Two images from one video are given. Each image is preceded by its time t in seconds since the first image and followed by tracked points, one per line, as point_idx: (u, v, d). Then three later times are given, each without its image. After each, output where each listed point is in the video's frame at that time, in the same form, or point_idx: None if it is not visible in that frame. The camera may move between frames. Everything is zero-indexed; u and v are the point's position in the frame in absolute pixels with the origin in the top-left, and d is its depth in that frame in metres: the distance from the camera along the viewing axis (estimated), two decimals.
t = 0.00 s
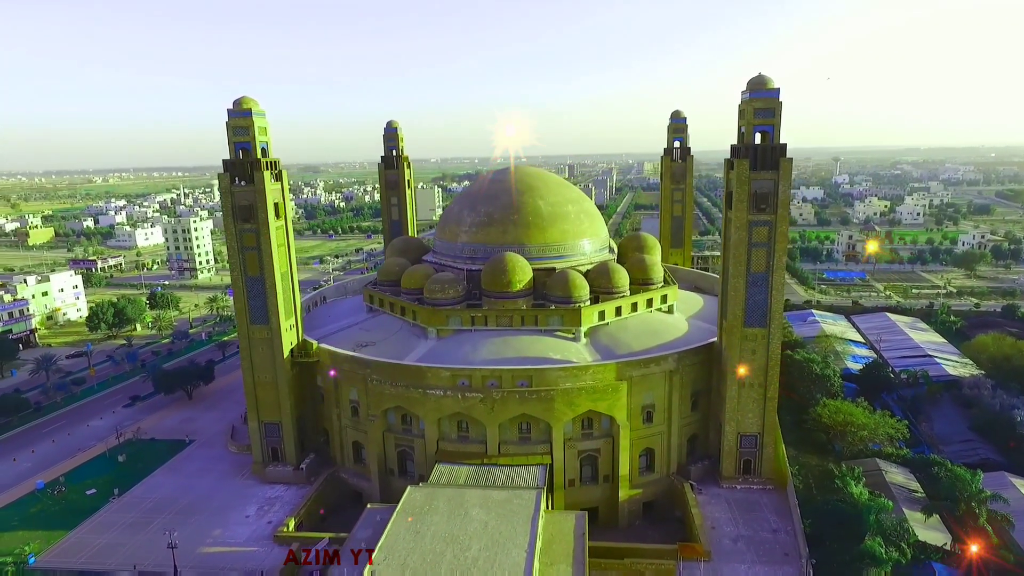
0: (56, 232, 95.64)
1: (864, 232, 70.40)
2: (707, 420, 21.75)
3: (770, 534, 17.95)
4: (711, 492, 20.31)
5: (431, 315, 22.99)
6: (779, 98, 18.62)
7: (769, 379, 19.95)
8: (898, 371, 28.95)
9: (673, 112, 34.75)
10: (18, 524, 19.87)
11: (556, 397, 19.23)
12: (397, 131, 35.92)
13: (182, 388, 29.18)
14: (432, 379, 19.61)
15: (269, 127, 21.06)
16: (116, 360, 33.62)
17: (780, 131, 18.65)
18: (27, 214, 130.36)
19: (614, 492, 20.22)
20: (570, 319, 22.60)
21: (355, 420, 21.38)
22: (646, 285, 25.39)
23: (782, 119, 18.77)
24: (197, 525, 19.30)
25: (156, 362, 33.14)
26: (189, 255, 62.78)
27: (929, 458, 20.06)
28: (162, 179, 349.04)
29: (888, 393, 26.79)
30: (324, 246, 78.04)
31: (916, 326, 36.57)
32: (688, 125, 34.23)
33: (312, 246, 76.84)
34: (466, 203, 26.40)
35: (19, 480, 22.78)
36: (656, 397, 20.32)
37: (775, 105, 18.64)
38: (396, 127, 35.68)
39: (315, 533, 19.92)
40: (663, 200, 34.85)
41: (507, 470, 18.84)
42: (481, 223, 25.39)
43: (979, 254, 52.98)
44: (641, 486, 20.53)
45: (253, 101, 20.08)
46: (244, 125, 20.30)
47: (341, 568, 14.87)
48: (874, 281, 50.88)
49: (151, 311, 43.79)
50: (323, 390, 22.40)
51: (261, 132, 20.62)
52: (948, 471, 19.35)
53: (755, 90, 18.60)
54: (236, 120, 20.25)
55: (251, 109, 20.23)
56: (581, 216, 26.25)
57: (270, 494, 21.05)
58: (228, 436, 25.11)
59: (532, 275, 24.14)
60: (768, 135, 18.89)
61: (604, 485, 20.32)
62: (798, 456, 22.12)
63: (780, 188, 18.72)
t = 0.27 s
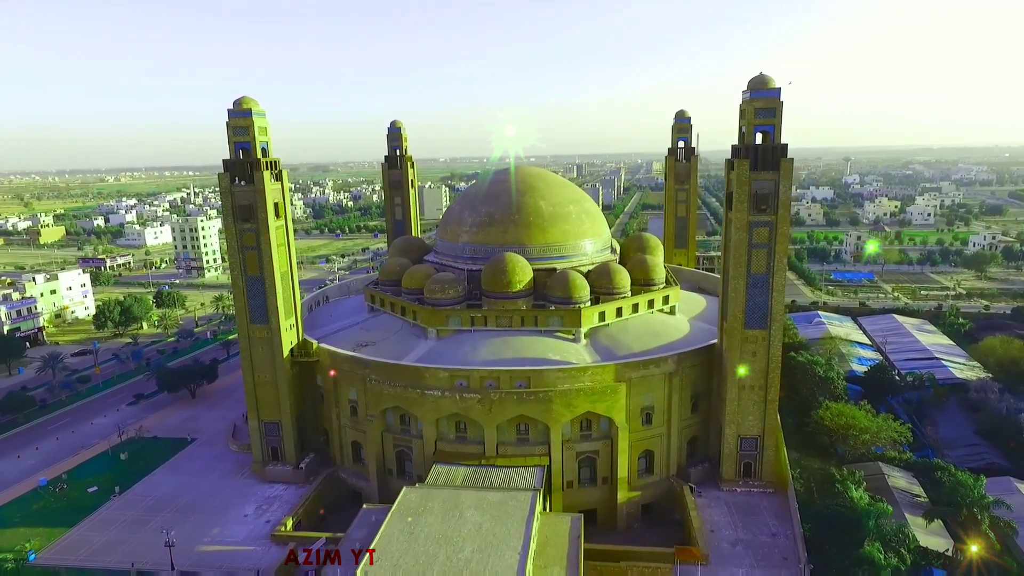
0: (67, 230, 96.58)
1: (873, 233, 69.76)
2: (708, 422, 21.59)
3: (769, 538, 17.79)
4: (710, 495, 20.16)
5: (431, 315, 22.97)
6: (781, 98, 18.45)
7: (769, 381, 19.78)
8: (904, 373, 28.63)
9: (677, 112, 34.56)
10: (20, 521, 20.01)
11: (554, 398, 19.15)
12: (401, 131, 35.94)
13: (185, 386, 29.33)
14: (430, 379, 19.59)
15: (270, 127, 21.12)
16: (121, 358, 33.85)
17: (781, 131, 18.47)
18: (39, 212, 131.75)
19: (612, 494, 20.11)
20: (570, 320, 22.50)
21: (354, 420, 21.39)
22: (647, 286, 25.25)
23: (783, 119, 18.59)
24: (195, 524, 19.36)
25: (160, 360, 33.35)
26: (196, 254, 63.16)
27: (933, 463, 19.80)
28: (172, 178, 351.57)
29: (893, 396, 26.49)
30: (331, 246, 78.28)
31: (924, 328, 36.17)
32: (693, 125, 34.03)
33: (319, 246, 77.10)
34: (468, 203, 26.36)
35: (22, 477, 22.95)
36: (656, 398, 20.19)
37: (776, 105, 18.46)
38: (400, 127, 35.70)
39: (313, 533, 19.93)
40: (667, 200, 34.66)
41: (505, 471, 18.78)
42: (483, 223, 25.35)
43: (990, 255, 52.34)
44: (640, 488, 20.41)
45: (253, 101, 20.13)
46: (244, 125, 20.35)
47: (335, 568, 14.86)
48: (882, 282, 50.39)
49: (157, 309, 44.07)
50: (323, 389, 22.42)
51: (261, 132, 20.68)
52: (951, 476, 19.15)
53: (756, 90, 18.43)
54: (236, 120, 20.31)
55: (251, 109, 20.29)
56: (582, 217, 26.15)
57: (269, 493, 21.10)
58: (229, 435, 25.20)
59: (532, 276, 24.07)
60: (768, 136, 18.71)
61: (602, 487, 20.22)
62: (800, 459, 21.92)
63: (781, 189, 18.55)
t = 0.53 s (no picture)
0: (78, 228, 97.49)
1: (882, 233, 69.11)
2: (708, 425, 21.43)
3: (768, 542, 17.63)
4: (709, 498, 20.01)
5: (431, 315, 22.96)
6: (781, 98, 18.28)
7: (770, 383, 19.61)
8: (909, 376, 28.32)
9: (682, 112, 34.37)
10: (21, 518, 20.16)
11: (551, 400, 19.08)
12: (404, 131, 35.96)
13: (188, 385, 29.48)
14: (427, 380, 19.59)
15: (270, 127, 21.18)
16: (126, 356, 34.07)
17: (781, 131, 18.29)
18: (51, 211, 133.13)
19: (611, 497, 20.00)
20: (570, 321, 22.41)
21: (353, 420, 21.41)
22: (649, 287, 25.11)
23: (783, 119, 18.41)
24: (194, 522, 19.44)
25: (164, 359, 33.55)
26: (203, 253, 63.57)
27: (935, 467, 19.58)
28: (183, 178, 354.20)
29: (898, 399, 26.22)
30: (338, 245, 78.51)
31: (931, 330, 35.78)
32: (697, 125, 33.82)
33: (325, 245, 77.39)
34: (469, 203, 26.32)
35: (25, 474, 23.12)
36: (655, 400, 20.07)
37: (777, 105, 18.29)
38: (403, 127, 35.73)
39: (311, 532, 19.94)
40: (671, 200, 34.47)
41: (502, 473, 18.72)
42: (484, 223, 25.31)
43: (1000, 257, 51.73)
44: (639, 491, 20.28)
45: (253, 101, 20.19)
46: (244, 125, 20.41)
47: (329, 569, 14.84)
48: (890, 284, 49.92)
49: (163, 308, 44.36)
50: (322, 389, 22.46)
51: (261, 132, 20.73)
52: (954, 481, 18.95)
53: (756, 90, 18.27)
54: (236, 120, 20.37)
55: (251, 109, 20.35)
56: (584, 217, 26.05)
57: (268, 493, 21.14)
58: (230, 434, 25.30)
59: (533, 276, 24.00)
60: (769, 136, 18.53)
61: (601, 489, 20.12)
62: (802, 463, 21.71)
63: (781, 189, 18.37)
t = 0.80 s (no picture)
0: (90, 227, 98.40)
1: (892, 234, 68.39)
2: (707, 427, 21.26)
3: (765, 547, 17.46)
4: (708, 501, 19.84)
5: (430, 316, 22.95)
6: (781, 97, 18.09)
7: (769, 386, 19.41)
8: (915, 379, 27.99)
9: (686, 111, 34.14)
10: (22, 515, 20.32)
11: (548, 401, 19.00)
12: (408, 131, 35.98)
13: (191, 384, 29.64)
14: (424, 380, 19.58)
15: (269, 128, 21.23)
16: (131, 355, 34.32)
17: (781, 131, 18.09)
18: (64, 211, 134.76)
19: (608, 499, 19.89)
20: (569, 322, 22.30)
21: (351, 420, 21.42)
22: (650, 288, 24.95)
23: (784, 119, 18.20)
24: (192, 521, 19.51)
25: (169, 357, 33.76)
26: (211, 252, 63.97)
27: (938, 473, 19.35)
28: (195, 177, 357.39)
29: (903, 402, 25.90)
30: (345, 245, 78.80)
31: (939, 333, 35.34)
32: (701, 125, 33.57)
33: (333, 244, 77.71)
34: (470, 203, 26.28)
35: (28, 471, 23.31)
36: (653, 402, 19.93)
37: (777, 105, 18.09)
38: (407, 127, 35.75)
39: (308, 532, 19.97)
40: (675, 201, 34.26)
41: (498, 474, 18.66)
42: (484, 223, 25.25)
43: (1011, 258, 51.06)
44: (636, 493, 20.15)
45: (253, 101, 20.24)
46: (243, 125, 20.47)
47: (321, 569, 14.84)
48: (899, 285, 49.39)
49: (170, 306, 44.66)
50: (321, 389, 22.50)
51: (260, 132, 20.79)
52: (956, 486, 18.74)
53: (756, 90, 18.08)
54: (236, 120, 20.42)
55: (251, 109, 20.40)
56: (585, 217, 25.92)
57: (266, 492, 21.20)
58: (231, 433, 25.40)
59: (532, 277, 23.92)
60: (769, 136, 18.33)
61: (598, 491, 20.01)
62: (803, 466, 21.49)
63: (781, 190, 18.16)
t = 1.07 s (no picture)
0: (99, 226, 99.20)
1: (901, 235, 67.78)
2: (705, 430, 21.08)
3: (761, 551, 17.26)
4: (705, 504, 19.68)
5: (427, 316, 22.91)
6: (780, 97, 17.90)
7: (767, 388, 19.22)
8: (919, 382, 27.67)
9: (689, 111, 33.92)
10: (21, 513, 20.48)
11: (543, 402, 18.90)
12: (410, 131, 35.97)
13: (192, 382, 29.77)
14: (420, 381, 19.54)
15: (267, 128, 21.27)
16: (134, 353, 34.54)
17: (779, 131, 17.90)
18: (74, 209, 135.90)
19: (604, 501, 19.77)
20: (567, 323, 22.19)
21: (347, 420, 21.42)
22: (649, 289, 24.79)
23: (782, 119, 18.01)
24: (188, 520, 19.58)
25: (171, 356, 33.92)
26: (217, 251, 64.32)
27: (939, 477, 19.11)
28: (205, 176, 359.60)
29: (905, 405, 25.61)
30: (351, 244, 79.01)
31: (945, 335, 34.94)
32: (704, 125, 33.35)
33: (338, 244, 77.94)
34: (469, 203, 26.23)
35: (29, 469, 23.49)
36: (649, 404, 19.78)
37: (775, 105, 17.90)
38: (409, 126, 35.75)
39: (303, 532, 19.97)
40: (677, 201, 34.05)
41: (493, 476, 18.60)
42: (483, 223, 25.18)
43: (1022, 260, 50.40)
44: (632, 495, 20.01)
45: (250, 101, 20.27)
46: (241, 125, 20.51)
47: (312, 569, 14.84)
48: (906, 286, 48.89)
49: (174, 305, 44.92)
50: (318, 389, 22.50)
51: (258, 132, 20.83)
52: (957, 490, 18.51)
53: (754, 89, 17.90)
54: (233, 120, 20.46)
55: (248, 109, 20.43)
56: (584, 218, 25.79)
57: (262, 491, 21.23)
58: (230, 432, 25.49)
59: (531, 277, 23.83)
60: (767, 136, 18.15)
61: (594, 493, 19.90)
62: (802, 469, 21.28)
63: (779, 191, 17.96)
